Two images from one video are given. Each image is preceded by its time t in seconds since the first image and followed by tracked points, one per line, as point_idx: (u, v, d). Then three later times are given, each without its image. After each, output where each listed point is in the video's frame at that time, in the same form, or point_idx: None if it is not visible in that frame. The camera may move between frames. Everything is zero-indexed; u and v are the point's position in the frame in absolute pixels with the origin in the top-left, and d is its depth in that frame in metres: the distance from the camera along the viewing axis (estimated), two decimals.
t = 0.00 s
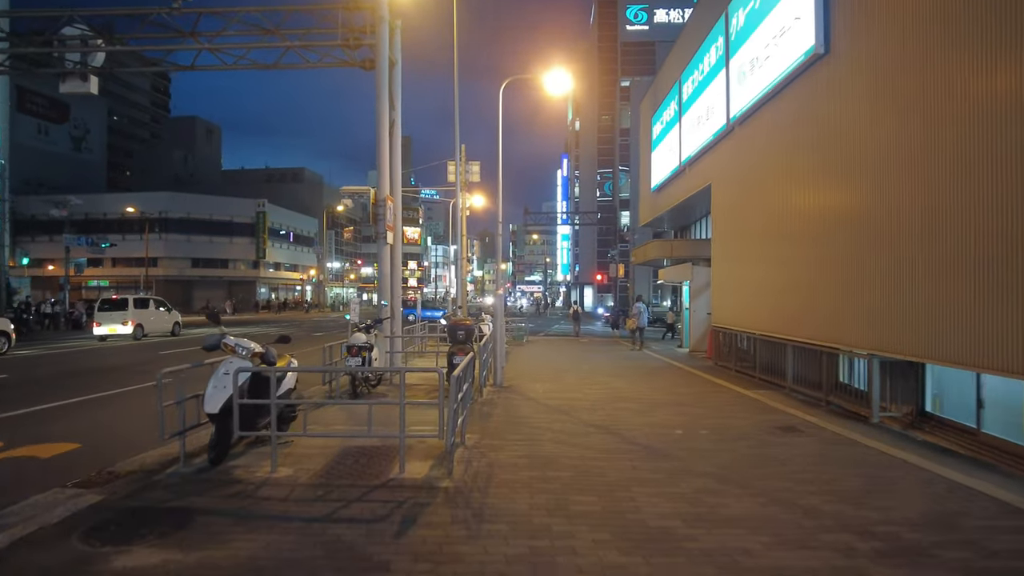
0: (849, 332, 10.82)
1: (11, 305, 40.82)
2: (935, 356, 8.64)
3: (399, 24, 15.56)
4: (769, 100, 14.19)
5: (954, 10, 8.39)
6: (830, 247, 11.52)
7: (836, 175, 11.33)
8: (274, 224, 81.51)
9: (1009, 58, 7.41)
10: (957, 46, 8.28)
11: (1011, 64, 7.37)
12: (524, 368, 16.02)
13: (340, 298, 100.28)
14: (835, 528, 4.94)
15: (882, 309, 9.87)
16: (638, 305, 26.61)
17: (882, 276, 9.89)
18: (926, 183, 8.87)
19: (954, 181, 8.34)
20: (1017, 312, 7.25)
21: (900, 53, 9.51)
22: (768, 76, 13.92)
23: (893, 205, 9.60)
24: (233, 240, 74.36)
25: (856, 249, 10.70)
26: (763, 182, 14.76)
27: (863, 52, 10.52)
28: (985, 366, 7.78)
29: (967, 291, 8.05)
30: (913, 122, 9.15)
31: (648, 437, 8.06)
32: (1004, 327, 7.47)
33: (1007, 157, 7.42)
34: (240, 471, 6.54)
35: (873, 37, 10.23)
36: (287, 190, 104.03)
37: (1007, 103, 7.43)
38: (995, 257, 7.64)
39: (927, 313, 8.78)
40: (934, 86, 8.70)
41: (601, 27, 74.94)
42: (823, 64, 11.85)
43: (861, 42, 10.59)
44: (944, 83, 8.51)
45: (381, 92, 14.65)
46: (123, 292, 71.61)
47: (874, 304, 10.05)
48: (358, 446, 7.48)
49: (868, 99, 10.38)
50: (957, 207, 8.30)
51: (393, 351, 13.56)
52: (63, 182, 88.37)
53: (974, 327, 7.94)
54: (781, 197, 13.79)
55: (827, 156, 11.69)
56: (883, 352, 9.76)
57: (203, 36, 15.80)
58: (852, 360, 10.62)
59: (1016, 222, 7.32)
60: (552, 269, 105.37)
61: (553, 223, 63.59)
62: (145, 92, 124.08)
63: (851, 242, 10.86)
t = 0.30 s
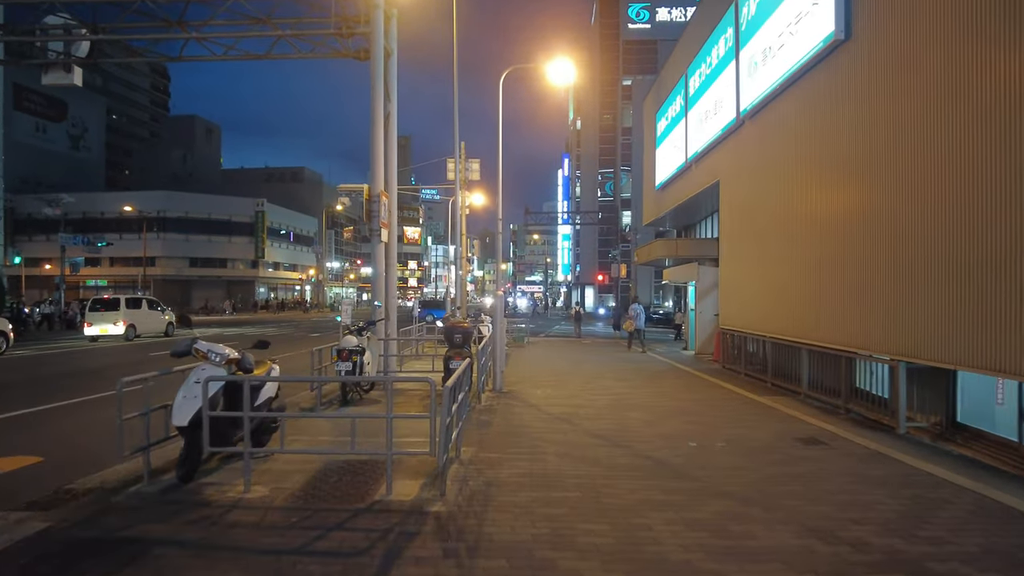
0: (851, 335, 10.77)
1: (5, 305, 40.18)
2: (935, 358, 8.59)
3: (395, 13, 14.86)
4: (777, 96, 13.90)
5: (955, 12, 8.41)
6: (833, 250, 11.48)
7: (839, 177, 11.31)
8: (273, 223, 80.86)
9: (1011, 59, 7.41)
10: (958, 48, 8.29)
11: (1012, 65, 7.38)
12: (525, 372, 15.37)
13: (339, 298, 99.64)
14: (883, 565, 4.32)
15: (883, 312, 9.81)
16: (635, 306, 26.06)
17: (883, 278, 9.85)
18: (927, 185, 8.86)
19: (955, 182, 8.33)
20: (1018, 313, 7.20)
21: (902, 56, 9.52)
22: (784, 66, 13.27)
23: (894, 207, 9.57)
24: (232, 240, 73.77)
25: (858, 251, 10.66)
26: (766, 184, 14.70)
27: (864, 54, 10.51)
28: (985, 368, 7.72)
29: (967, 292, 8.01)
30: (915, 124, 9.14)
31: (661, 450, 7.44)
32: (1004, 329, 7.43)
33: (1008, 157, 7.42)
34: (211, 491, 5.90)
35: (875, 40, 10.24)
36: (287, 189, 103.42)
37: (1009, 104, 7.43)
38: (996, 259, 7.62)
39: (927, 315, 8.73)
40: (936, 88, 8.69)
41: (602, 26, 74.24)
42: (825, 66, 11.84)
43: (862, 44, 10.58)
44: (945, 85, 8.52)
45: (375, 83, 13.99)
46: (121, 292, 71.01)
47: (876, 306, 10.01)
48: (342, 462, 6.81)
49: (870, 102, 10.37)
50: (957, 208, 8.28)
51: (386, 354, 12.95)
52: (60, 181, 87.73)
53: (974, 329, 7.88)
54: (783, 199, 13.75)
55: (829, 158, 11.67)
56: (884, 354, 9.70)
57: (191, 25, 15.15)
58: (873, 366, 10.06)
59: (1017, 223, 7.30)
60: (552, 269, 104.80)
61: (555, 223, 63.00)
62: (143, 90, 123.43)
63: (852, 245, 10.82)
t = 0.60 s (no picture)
0: (853, 334, 10.60)
1: None
2: (934, 355, 8.43)
3: None
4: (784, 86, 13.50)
5: (950, 8, 8.36)
6: (834, 247, 11.35)
7: (840, 174, 11.19)
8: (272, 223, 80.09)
9: (1006, 49, 7.34)
10: (953, 42, 8.23)
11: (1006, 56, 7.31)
12: (525, 373, 14.70)
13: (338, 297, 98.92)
14: None
15: (883, 309, 9.67)
16: (630, 305, 25.24)
17: (883, 274, 9.73)
18: (924, 180, 8.76)
19: (950, 176, 8.24)
20: (1014, 306, 7.08)
21: (901, 51, 9.39)
22: (797, 51, 12.58)
23: (893, 203, 9.46)
24: (230, 239, 73.03)
25: (859, 248, 10.53)
26: (767, 182, 14.54)
27: (863, 49, 10.43)
28: (983, 365, 7.57)
29: (963, 286, 7.89)
30: (912, 118, 9.05)
31: (672, 462, 6.79)
32: (1001, 324, 7.29)
33: (1001, 148, 7.34)
34: (167, 511, 5.25)
35: (873, 36, 10.17)
36: (286, 188, 102.64)
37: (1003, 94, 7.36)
38: (991, 251, 7.52)
39: (924, 312, 8.61)
40: (933, 82, 8.62)
41: (603, 22, 73.29)
42: (825, 62, 11.76)
43: (862, 38, 10.48)
44: (943, 79, 8.40)
45: (366, 69, 13.26)
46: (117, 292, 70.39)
47: (877, 304, 9.86)
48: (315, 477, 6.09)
49: (868, 98, 10.28)
50: (953, 202, 8.17)
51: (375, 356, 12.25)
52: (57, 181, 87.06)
53: (972, 325, 7.72)
54: (785, 197, 13.63)
55: (829, 155, 11.57)
56: (887, 352, 9.52)
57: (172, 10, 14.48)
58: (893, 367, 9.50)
59: (1012, 214, 7.19)
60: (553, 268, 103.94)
61: (555, 221, 62.23)
62: (142, 90, 122.79)
63: (854, 242, 10.68)
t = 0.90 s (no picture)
0: (856, 332, 10.55)
1: None
2: (935, 350, 8.53)
3: None
4: (793, 77, 13.05)
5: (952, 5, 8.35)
6: (835, 245, 11.31)
7: (841, 172, 11.17)
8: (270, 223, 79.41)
9: (1007, 48, 7.40)
10: (956, 39, 8.25)
11: (1011, 51, 7.32)
12: (524, 377, 14.06)
13: (338, 298, 98.28)
14: None
15: (888, 307, 9.63)
16: (632, 304, 24.58)
17: (886, 271, 9.71)
18: (927, 177, 8.77)
19: (952, 173, 8.29)
20: (1014, 302, 7.17)
21: (902, 48, 9.40)
22: (811, 36, 11.98)
23: (896, 200, 9.44)
24: (229, 239, 72.31)
25: (860, 246, 10.56)
26: (768, 180, 14.47)
27: (865, 46, 10.41)
28: (990, 362, 7.54)
29: (964, 283, 7.98)
30: (915, 115, 9.05)
31: (684, 477, 6.17)
32: (1009, 322, 7.27)
33: (1007, 144, 7.33)
34: (114, 538, 4.63)
35: (874, 34, 10.16)
36: (285, 188, 101.97)
37: (1008, 90, 7.36)
38: (993, 248, 7.58)
39: (927, 309, 8.66)
40: (935, 79, 8.63)
41: (605, 20, 72.57)
42: (827, 59, 11.71)
43: (864, 35, 10.44)
44: (945, 77, 8.42)
45: (356, 56, 12.61)
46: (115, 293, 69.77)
47: (880, 301, 9.83)
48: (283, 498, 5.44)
49: (867, 96, 10.36)
50: (958, 198, 8.17)
51: (366, 358, 11.63)
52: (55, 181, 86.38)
53: (976, 322, 7.78)
54: (785, 195, 13.57)
55: (830, 153, 11.55)
56: (890, 350, 9.49)
57: None
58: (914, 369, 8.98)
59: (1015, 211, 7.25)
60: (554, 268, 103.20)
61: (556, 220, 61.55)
62: (141, 90, 122.18)
63: (856, 240, 10.66)
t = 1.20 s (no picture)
0: (858, 337, 10.25)
1: None
2: (928, 353, 8.50)
3: None
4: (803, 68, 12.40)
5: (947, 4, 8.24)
6: (832, 246, 11.14)
7: (836, 172, 11.07)
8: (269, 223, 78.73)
9: (1003, 50, 7.30)
10: (955, 36, 8.06)
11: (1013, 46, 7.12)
12: (521, 382, 13.38)
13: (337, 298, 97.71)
14: None
15: (890, 311, 9.35)
16: (633, 304, 23.89)
17: (885, 273, 9.53)
18: (928, 177, 8.54)
19: (946, 175, 8.22)
20: (1010, 306, 7.13)
21: (896, 47, 9.30)
22: (824, 23, 11.31)
23: (898, 202, 9.20)
24: (228, 239, 71.50)
25: (852, 245, 10.52)
26: (767, 182, 14.19)
27: (862, 46, 10.21)
28: (992, 366, 7.36)
29: (957, 286, 7.95)
30: (915, 114, 8.83)
31: (694, 504, 5.48)
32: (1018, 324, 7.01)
33: (1011, 142, 7.11)
34: None
35: (871, 33, 9.96)
36: (284, 188, 101.33)
37: (1011, 85, 7.16)
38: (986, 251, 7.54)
39: (920, 311, 8.64)
40: (936, 78, 8.42)
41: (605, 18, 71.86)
42: (824, 58, 11.48)
43: (862, 34, 10.23)
44: (939, 78, 8.35)
45: (343, 44, 11.91)
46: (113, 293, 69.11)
47: (883, 305, 9.55)
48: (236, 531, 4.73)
49: (861, 94, 10.28)
50: (961, 198, 7.93)
51: (352, 363, 10.97)
52: (52, 181, 85.68)
53: (970, 325, 7.74)
54: (780, 194, 13.50)
55: (829, 154, 11.31)
56: (883, 349, 9.46)
57: None
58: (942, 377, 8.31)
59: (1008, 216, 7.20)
60: (554, 268, 102.60)
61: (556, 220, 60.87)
62: (140, 89, 121.55)
63: (851, 240, 10.55)
